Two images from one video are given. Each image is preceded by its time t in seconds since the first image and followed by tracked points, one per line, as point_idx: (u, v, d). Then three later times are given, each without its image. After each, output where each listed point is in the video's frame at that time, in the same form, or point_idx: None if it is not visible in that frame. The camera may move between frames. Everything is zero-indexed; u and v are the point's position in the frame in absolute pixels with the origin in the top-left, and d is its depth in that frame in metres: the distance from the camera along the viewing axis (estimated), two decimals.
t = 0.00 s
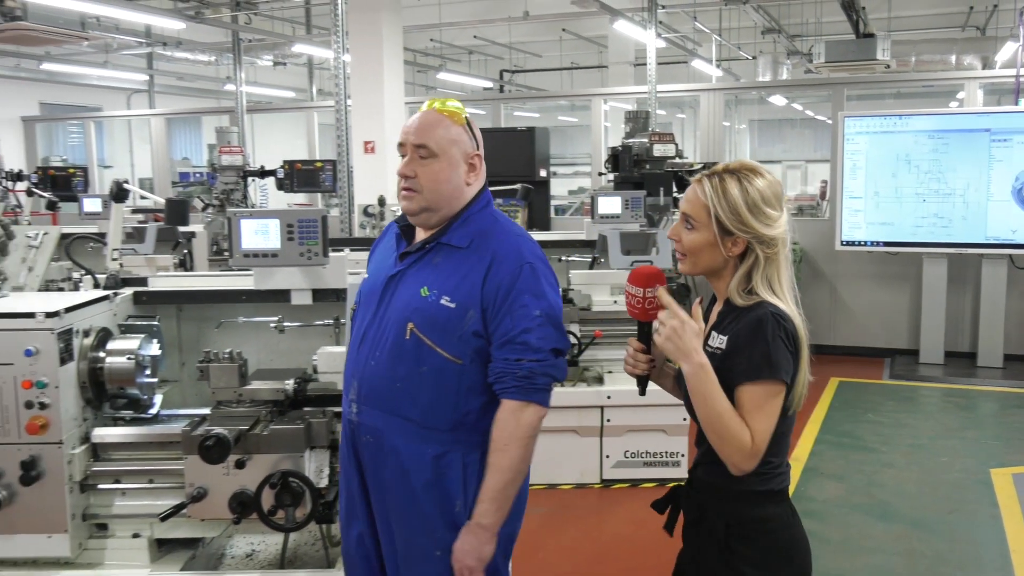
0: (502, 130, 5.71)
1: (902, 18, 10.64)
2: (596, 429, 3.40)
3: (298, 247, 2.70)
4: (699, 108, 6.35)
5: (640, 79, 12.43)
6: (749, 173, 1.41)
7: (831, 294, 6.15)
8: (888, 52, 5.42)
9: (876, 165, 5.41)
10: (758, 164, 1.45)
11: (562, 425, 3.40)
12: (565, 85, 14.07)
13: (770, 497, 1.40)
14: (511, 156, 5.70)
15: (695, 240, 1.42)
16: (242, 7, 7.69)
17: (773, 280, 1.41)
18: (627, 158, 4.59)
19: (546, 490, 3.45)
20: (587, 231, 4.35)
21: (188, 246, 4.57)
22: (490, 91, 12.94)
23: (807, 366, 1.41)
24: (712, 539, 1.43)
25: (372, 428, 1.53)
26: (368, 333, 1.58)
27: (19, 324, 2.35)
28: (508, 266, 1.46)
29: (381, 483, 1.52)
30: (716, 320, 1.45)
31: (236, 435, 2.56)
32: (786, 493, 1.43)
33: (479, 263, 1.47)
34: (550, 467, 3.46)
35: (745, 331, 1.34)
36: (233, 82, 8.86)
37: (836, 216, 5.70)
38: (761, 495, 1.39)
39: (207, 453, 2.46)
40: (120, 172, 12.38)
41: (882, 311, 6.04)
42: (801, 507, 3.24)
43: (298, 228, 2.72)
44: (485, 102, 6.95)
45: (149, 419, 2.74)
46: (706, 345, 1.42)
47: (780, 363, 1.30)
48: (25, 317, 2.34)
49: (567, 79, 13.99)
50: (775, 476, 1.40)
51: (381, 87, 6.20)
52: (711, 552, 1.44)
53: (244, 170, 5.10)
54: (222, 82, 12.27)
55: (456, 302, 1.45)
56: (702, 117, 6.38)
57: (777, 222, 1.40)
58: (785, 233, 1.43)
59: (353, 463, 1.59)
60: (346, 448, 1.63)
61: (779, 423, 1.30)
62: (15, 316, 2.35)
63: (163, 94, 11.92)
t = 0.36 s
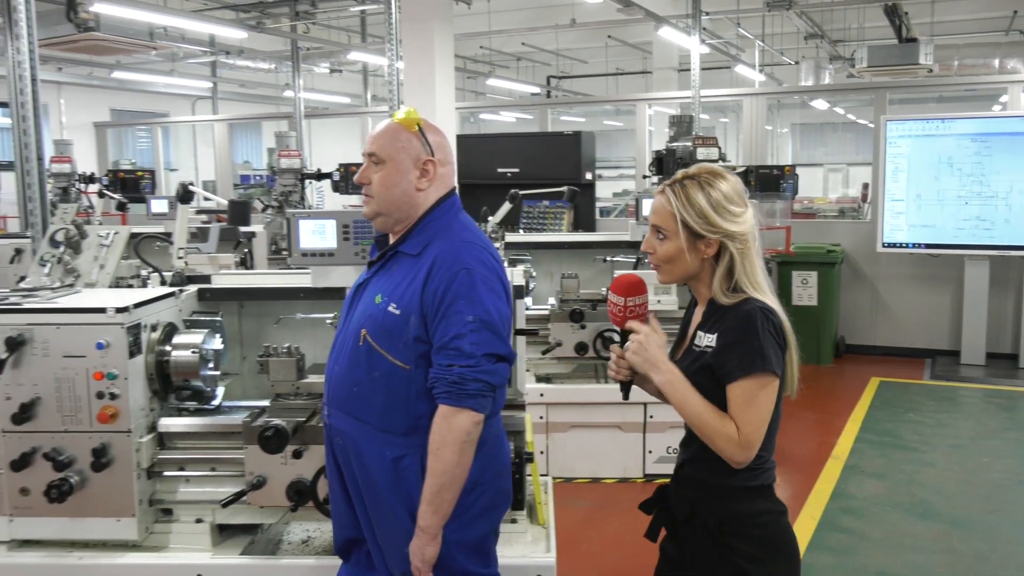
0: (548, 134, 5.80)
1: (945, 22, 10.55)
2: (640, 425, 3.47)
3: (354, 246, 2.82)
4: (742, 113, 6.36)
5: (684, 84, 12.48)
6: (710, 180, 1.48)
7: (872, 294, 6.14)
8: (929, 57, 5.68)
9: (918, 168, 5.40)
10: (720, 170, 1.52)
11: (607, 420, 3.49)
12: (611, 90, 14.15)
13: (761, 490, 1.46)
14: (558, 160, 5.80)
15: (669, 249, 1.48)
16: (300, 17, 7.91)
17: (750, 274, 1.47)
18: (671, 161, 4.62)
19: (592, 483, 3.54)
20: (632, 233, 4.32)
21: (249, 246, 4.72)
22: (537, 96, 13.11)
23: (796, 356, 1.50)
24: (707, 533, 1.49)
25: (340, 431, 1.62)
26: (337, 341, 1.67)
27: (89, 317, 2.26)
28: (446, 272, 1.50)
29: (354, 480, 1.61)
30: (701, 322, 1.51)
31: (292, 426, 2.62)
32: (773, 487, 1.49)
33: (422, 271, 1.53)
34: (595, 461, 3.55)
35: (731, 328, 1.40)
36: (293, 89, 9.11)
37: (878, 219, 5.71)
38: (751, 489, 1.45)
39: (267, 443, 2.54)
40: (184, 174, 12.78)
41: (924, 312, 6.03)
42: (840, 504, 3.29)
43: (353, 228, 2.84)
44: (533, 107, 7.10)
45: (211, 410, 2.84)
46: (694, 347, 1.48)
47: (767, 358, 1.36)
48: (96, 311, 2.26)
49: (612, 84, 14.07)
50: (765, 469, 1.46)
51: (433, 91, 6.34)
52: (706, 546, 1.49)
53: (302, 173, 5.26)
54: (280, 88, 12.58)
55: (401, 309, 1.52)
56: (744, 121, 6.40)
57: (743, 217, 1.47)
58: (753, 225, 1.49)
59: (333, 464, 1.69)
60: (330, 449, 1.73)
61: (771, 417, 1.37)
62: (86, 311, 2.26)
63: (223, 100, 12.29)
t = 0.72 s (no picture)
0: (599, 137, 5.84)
1: (997, 25, 10.41)
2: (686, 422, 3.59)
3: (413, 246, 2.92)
4: (790, 117, 6.37)
5: (733, 89, 12.49)
6: (690, 184, 1.54)
7: (920, 296, 6.11)
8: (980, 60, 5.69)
9: (968, 171, 5.38)
10: (701, 174, 1.59)
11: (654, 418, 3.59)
12: (661, 94, 14.19)
13: (715, 486, 1.52)
14: (608, 163, 5.84)
15: (644, 247, 1.54)
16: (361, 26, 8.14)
17: (714, 278, 1.53)
18: (718, 165, 4.64)
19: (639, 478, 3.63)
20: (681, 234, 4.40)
21: (311, 246, 4.89)
22: (586, 101, 13.24)
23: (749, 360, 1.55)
24: (662, 525, 1.55)
25: (322, 410, 1.67)
26: (318, 328, 1.73)
27: (160, 312, 2.24)
28: (430, 252, 1.58)
29: (336, 458, 1.65)
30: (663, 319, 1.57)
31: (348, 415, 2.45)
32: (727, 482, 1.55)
33: (406, 250, 1.61)
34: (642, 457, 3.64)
35: (689, 329, 1.46)
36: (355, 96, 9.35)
37: (926, 222, 5.68)
38: (707, 485, 1.52)
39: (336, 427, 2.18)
40: (251, 177, 13.20)
41: (972, 315, 5.98)
42: (886, 503, 3.32)
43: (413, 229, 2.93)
44: (584, 111, 7.22)
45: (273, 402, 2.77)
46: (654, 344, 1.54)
47: (725, 357, 1.43)
48: (168, 307, 2.23)
49: (661, 89, 14.13)
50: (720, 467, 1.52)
51: (488, 98, 6.47)
52: (662, 537, 1.55)
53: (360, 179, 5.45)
54: (341, 95, 12.91)
55: (385, 287, 1.59)
56: (792, 125, 6.42)
57: (718, 223, 1.52)
58: (725, 232, 1.54)
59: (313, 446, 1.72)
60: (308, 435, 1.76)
61: (734, 413, 1.43)
62: (158, 305, 2.24)
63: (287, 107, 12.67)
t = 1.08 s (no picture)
0: (646, 141, 6.02)
1: None
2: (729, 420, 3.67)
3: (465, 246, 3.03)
4: (835, 121, 6.38)
5: (779, 93, 12.43)
6: (690, 185, 1.57)
7: (966, 299, 6.06)
8: None
9: (1015, 173, 5.34)
10: (703, 179, 1.62)
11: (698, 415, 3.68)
12: (706, 99, 14.17)
13: (704, 471, 1.53)
14: (654, 167, 6.03)
15: (643, 241, 1.58)
16: (416, 35, 8.31)
17: (709, 277, 1.56)
18: (764, 167, 4.70)
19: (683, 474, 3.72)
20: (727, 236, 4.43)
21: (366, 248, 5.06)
22: (632, 106, 13.29)
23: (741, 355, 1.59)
24: (654, 509, 1.57)
25: (322, 420, 1.64)
26: (313, 337, 1.69)
27: (226, 308, 2.36)
28: (443, 263, 1.59)
29: (337, 467, 1.63)
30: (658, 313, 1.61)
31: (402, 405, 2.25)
32: (722, 466, 1.56)
33: (415, 262, 1.61)
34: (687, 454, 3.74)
35: (683, 320, 1.49)
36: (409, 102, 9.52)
37: (972, 224, 5.64)
38: (697, 468, 1.53)
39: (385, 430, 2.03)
40: (310, 180, 13.53)
41: (1018, 318, 5.93)
42: (930, 503, 3.35)
43: (465, 230, 3.03)
44: (629, 116, 7.30)
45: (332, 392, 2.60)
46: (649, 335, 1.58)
47: (720, 348, 1.46)
48: (233, 303, 2.35)
49: (707, 93, 14.09)
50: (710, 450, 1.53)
51: (537, 103, 6.58)
52: (652, 517, 1.59)
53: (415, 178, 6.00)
54: (396, 101, 13.14)
55: (396, 298, 1.58)
56: (837, 128, 6.42)
57: (715, 224, 1.56)
58: (721, 234, 1.58)
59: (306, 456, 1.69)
60: (298, 444, 1.72)
61: (735, 399, 1.47)
62: (225, 301, 2.37)
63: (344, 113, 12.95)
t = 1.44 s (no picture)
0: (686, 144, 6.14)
1: None
2: (769, 419, 3.70)
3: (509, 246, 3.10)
4: (876, 123, 6.35)
5: (819, 96, 12.35)
6: (693, 192, 1.58)
7: (1009, 301, 5.99)
8: None
9: None
10: (703, 185, 1.64)
11: (738, 414, 3.73)
12: (747, 103, 14.10)
13: (676, 470, 1.53)
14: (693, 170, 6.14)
15: (642, 243, 1.58)
16: (461, 40, 8.44)
17: (704, 284, 1.57)
18: (804, 170, 4.72)
19: (721, 472, 3.77)
20: (766, 237, 4.48)
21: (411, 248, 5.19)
22: (672, 109, 13.29)
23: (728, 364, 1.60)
24: (620, 504, 1.57)
25: (356, 419, 1.53)
26: (335, 331, 1.57)
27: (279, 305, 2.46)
28: (475, 269, 1.64)
29: (367, 469, 1.53)
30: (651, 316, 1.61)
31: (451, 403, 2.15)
32: (693, 466, 1.56)
33: (448, 263, 1.62)
34: (725, 452, 3.79)
35: (676, 326, 1.50)
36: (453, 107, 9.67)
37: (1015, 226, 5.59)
38: (669, 467, 1.53)
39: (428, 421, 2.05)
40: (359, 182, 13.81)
41: None
42: (970, 504, 3.36)
43: (509, 231, 3.10)
44: (670, 120, 7.35)
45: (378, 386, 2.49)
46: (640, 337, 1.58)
47: (709, 359, 1.48)
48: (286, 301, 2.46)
49: (748, 97, 14.04)
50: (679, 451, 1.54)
51: (579, 107, 6.65)
52: (618, 512, 1.58)
53: (460, 180, 6.13)
54: (441, 105, 13.33)
55: (437, 300, 1.58)
56: (878, 130, 6.39)
57: (713, 231, 1.57)
58: (719, 241, 1.59)
59: (321, 459, 1.54)
60: (301, 448, 1.56)
61: (715, 409, 1.48)
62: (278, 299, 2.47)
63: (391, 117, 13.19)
